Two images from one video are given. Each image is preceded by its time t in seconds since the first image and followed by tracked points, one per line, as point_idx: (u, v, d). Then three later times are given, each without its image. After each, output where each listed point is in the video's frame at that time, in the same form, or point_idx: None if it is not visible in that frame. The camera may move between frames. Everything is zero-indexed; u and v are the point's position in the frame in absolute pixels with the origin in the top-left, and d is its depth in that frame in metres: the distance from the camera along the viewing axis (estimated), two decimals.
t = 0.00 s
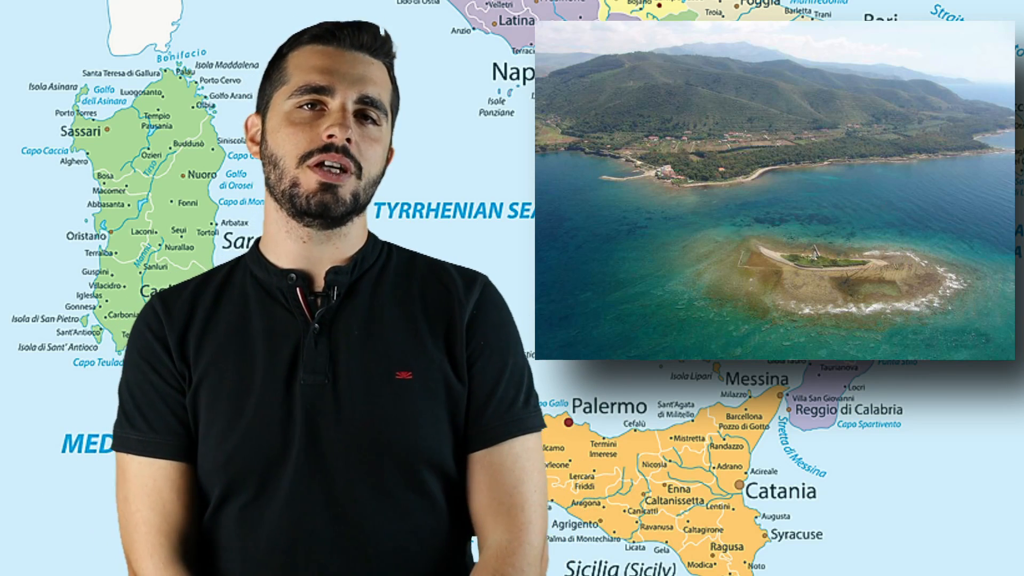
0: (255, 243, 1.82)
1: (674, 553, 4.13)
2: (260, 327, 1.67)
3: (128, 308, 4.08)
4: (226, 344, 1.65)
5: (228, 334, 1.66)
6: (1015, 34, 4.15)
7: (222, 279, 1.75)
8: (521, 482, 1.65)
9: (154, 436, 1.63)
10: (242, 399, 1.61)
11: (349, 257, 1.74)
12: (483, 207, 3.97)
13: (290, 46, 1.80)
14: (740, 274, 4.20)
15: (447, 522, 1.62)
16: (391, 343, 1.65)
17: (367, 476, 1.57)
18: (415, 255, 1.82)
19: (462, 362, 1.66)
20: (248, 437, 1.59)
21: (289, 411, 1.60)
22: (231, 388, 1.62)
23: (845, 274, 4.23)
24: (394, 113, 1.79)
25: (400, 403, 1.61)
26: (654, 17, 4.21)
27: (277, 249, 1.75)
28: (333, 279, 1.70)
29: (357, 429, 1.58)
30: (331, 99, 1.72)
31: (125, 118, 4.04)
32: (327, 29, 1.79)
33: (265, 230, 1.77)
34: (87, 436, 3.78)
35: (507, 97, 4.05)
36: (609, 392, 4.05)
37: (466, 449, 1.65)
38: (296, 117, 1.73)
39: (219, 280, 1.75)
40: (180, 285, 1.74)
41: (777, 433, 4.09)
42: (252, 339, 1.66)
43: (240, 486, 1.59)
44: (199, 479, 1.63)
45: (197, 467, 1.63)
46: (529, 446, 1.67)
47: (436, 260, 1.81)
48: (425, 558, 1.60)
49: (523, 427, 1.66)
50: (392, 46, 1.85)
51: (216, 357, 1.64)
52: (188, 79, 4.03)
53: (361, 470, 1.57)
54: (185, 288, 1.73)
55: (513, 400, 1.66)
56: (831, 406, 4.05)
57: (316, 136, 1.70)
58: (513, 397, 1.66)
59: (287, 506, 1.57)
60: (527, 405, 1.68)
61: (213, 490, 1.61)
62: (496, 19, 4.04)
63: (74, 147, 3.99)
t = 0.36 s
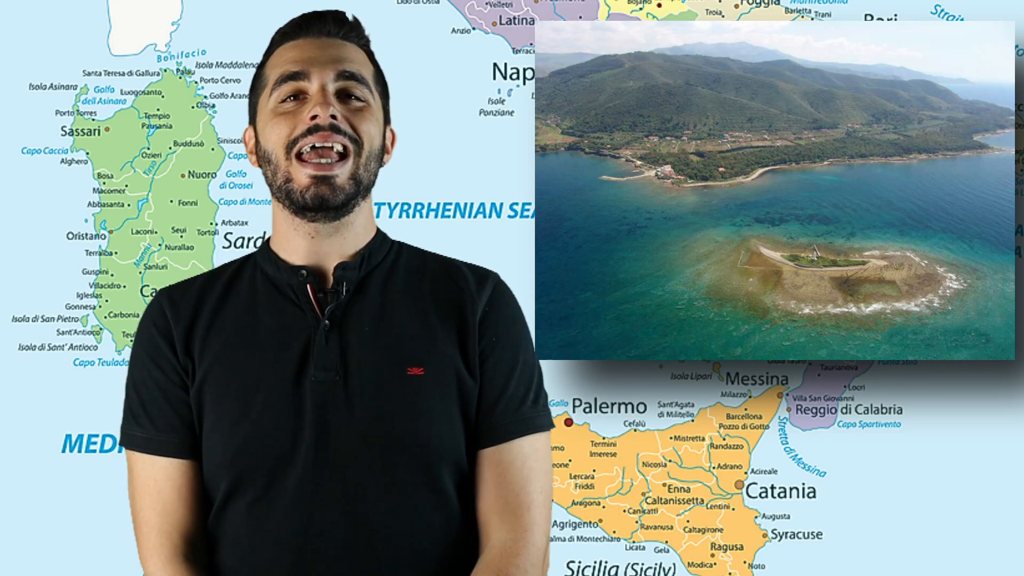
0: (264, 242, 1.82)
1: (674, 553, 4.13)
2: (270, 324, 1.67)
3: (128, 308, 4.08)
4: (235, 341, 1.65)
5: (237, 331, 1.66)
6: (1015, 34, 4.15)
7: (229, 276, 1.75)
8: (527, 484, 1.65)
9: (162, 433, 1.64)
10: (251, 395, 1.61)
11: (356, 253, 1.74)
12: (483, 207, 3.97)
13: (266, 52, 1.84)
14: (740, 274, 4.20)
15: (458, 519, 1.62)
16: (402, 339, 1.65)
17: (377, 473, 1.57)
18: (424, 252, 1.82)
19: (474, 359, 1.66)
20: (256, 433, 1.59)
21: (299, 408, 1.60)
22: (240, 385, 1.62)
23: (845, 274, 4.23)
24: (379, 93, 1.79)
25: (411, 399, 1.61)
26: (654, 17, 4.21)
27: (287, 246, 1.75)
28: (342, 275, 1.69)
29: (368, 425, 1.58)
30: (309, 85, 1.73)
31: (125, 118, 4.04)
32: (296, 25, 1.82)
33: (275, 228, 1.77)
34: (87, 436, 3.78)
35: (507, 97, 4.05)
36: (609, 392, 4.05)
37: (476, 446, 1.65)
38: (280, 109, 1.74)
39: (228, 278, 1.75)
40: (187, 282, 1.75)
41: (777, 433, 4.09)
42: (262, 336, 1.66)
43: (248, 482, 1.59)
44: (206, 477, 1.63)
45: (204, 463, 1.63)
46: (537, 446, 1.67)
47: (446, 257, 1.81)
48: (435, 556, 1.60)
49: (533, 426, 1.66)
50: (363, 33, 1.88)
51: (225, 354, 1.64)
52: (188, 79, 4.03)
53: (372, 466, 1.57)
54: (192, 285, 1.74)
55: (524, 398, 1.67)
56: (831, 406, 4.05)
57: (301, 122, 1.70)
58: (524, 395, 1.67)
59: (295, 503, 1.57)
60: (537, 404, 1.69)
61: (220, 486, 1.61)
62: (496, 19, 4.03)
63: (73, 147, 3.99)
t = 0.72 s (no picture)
0: (263, 247, 1.82)
1: (674, 553, 4.13)
2: (269, 330, 1.67)
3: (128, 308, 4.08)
4: (234, 348, 1.65)
5: (236, 338, 1.66)
6: (1015, 34, 4.15)
7: (227, 282, 1.75)
8: (529, 497, 1.68)
9: (161, 441, 1.65)
10: (250, 402, 1.61)
11: (356, 259, 1.73)
12: (483, 207, 3.96)
13: (255, 57, 1.83)
14: (740, 274, 4.20)
15: (458, 528, 1.63)
16: (405, 347, 1.65)
17: (378, 482, 1.57)
18: (425, 258, 1.83)
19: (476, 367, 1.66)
20: (255, 441, 1.59)
21: (299, 415, 1.59)
22: (239, 392, 1.62)
23: (845, 274, 4.23)
24: (369, 92, 1.79)
25: (413, 408, 1.61)
26: (654, 17, 4.21)
27: (285, 251, 1.75)
28: (342, 281, 1.69)
29: (370, 433, 1.58)
30: (298, 91, 1.73)
31: (125, 118, 4.04)
32: (283, 29, 1.81)
33: (272, 233, 1.77)
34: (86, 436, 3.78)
35: (507, 97, 4.05)
36: (609, 392, 4.05)
37: (480, 457, 1.68)
38: (269, 116, 1.73)
39: (227, 283, 1.75)
40: (186, 288, 1.75)
41: (777, 433, 4.09)
42: (261, 342, 1.65)
43: (247, 489, 1.59)
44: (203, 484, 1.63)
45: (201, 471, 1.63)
46: (538, 459, 1.70)
47: (448, 264, 1.82)
48: (434, 565, 1.60)
49: (535, 437, 1.69)
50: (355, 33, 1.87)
51: (224, 360, 1.65)
52: (188, 79, 4.03)
53: (373, 475, 1.57)
54: (191, 290, 1.74)
55: (528, 409, 1.69)
56: (831, 406, 4.05)
57: (289, 128, 1.70)
58: (527, 407, 1.69)
59: (294, 511, 1.57)
60: (540, 416, 1.71)
61: (218, 493, 1.61)
62: (496, 19, 4.03)
63: (73, 148, 3.99)
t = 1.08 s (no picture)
0: (262, 246, 1.82)
1: (674, 553, 4.13)
2: (268, 331, 1.67)
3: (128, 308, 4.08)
4: (232, 350, 1.65)
5: (235, 339, 1.66)
6: (1015, 34, 4.15)
7: (226, 282, 1.75)
8: (531, 502, 1.69)
9: (158, 442, 1.65)
10: (249, 403, 1.61)
11: (360, 260, 1.74)
12: (483, 207, 3.96)
13: (249, 58, 1.80)
14: (740, 274, 4.20)
15: (457, 534, 1.63)
16: (406, 350, 1.65)
17: (377, 485, 1.57)
18: (427, 259, 1.83)
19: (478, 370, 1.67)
20: (254, 444, 1.59)
21: (298, 417, 1.59)
22: (238, 394, 1.62)
23: (845, 274, 4.23)
24: (367, 93, 1.77)
25: (413, 411, 1.61)
26: (654, 17, 4.21)
27: (285, 253, 1.75)
28: (344, 282, 1.69)
29: (370, 436, 1.59)
30: (294, 101, 1.71)
31: (125, 118, 4.04)
32: (277, 31, 1.78)
33: (271, 234, 1.77)
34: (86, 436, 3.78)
35: (507, 97, 4.05)
36: (609, 392, 4.05)
37: (481, 462, 1.68)
38: (266, 126, 1.72)
39: (226, 283, 1.75)
40: (183, 287, 1.74)
41: (777, 433, 4.09)
42: (260, 344, 1.65)
43: (245, 492, 1.59)
44: (200, 486, 1.63)
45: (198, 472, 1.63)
46: (540, 463, 1.70)
47: (451, 266, 1.82)
48: (432, 569, 1.60)
49: (538, 442, 1.69)
50: (350, 28, 1.83)
51: (222, 362, 1.64)
52: (188, 79, 4.03)
53: (372, 478, 1.57)
54: (189, 290, 1.74)
55: (530, 413, 1.70)
56: (831, 406, 4.05)
57: (287, 141, 1.69)
58: (529, 411, 1.70)
59: (292, 514, 1.57)
60: (542, 420, 1.72)
61: (215, 495, 1.61)
62: (496, 19, 4.03)
63: (73, 148, 3.99)
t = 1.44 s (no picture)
0: (266, 244, 1.82)
1: (674, 553, 4.13)
2: (272, 332, 1.66)
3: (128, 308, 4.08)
4: (236, 351, 1.65)
5: (239, 341, 1.66)
6: (1015, 34, 4.15)
7: (230, 282, 1.75)
8: (532, 503, 1.69)
9: (161, 444, 1.65)
10: (253, 405, 1.61)
11: (362, 261, 1.73)
12: (483, 207, 3.96)
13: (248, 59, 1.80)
14: (740, 274, 4.20)
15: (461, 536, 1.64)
16: (410, 352, 1.65)
17: (381, 488, 1.58)
18: (431, 259, 1.82)
19: (484, 372, 1.66)
20: (258, 446, 1.59)
21: (302, 420, 1.59)
22: (241, 396, 1.62)
23: (845, 274, 4.23)
24: (367, 92, 1.77)
25: (418, 413, 1.61)
26: (654, 17, 4.21)
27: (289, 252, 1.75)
28: (348, 283, 1.69)
29: (374, 439, 1.59)
30: (295, 102, 1.72)
31: (125, 118, 4.04)
32: (274, 32, 1.78)
33: (275, 233, 1.76)
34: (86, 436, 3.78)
35: (507, 97, 4.05)
36: (609, 392, 4.05)
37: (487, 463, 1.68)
38: (268, 129, 1.73)
39: (230, 283, 1.75)
40: (186, 287, 1.74)
41: (777, 433, 4.09)
42: (264, 345, 1.65)
43: (248, 494, 1.59)
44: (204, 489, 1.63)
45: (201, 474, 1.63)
46: (542, 464, 1.70)
47: (455, 266, 1.81)
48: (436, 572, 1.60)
49: (540, 443, 1.69)
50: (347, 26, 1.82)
51: (226, 364, 1.65)
52: (188, 79, 4.03)
53: (376, 481, 1.58)
54: (193, 290, 1.74)
55: (533, 414, 1.69)
56: (831, 406, 4.05)
57: (289, 144, 1.70)
58: (532, 412, 1.70)
59: (296, 518, 1.57)
60: (544, 421, 1.71)
61: (220, 497, 1.61)
62: (496, 19, 4.03)
63: (73, 147, 3.99)
